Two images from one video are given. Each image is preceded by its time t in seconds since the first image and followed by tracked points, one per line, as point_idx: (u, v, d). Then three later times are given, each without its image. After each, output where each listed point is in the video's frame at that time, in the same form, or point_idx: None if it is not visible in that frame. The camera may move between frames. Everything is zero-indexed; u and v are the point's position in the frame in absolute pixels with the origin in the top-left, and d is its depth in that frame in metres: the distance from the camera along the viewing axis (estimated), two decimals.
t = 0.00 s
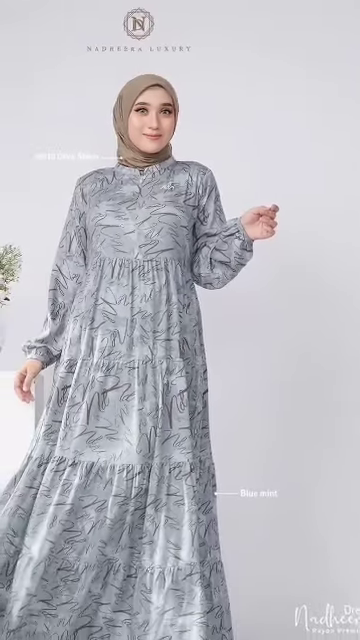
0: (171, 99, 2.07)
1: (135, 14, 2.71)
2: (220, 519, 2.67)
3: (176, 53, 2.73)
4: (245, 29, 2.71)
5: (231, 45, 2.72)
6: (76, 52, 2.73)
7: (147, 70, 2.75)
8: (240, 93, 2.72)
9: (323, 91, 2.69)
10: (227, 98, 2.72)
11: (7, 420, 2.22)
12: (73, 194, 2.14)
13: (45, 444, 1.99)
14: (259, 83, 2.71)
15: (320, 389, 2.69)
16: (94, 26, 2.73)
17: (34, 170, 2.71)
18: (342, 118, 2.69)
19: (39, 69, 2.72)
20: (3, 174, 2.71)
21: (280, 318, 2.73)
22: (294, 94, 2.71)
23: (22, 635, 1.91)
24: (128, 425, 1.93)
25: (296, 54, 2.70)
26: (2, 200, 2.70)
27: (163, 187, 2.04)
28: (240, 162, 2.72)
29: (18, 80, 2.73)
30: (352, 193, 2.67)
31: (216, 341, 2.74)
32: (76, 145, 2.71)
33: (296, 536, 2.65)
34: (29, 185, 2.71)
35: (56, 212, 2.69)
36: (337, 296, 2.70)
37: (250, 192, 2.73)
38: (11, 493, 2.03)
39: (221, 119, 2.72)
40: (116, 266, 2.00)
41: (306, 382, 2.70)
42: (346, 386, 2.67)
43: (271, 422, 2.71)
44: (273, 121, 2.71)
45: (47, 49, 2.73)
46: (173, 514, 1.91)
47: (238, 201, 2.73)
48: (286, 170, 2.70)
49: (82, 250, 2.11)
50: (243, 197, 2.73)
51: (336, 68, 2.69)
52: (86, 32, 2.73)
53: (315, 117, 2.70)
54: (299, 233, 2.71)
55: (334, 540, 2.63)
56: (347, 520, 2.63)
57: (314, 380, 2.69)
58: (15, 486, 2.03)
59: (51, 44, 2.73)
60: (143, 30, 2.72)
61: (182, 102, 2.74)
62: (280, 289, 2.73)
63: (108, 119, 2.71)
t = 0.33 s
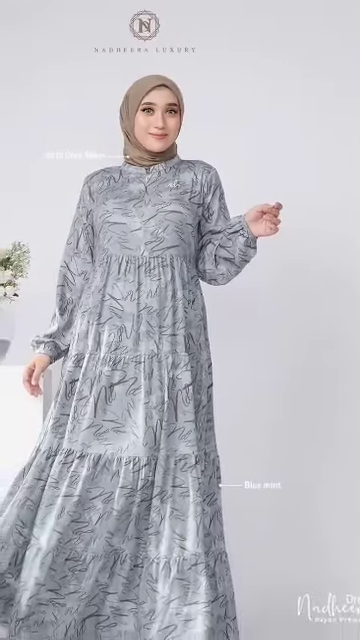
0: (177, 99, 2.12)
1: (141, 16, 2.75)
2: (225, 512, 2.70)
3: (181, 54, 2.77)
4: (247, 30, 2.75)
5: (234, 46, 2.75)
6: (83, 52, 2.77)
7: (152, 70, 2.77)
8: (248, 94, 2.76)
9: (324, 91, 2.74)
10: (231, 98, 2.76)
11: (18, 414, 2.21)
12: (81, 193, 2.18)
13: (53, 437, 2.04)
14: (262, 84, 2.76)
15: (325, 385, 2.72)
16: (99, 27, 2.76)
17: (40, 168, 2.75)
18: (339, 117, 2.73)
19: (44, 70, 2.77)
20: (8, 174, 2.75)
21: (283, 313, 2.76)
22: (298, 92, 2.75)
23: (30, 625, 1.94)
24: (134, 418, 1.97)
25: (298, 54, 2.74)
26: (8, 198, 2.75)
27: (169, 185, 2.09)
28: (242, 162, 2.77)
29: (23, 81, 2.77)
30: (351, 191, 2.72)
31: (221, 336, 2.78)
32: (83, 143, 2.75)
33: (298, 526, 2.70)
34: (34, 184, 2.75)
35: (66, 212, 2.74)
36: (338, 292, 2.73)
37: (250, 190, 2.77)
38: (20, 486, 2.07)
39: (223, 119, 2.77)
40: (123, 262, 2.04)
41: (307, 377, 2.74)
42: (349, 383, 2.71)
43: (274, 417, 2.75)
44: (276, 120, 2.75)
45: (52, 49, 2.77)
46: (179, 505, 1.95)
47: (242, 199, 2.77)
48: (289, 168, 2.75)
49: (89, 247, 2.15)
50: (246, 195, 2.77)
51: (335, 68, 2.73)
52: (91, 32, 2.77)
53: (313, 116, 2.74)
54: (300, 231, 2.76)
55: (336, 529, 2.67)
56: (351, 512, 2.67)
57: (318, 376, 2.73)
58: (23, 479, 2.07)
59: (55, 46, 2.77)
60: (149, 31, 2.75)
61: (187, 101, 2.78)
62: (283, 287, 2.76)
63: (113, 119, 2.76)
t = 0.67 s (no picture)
0: (182, 100, 2.16)
1: (147, 17, 2.80)
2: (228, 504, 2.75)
3: (187, 56, 2.81)
4: (268, 30, 2.81)
5: (236, 46, 2.81)
6: (83, 54, 2.82)
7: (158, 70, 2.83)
8: (252, 90, 2.80)
9: (330, 90, 2.79)
10: (240, 97, 2.80)
11: (28, 409, 2.24)
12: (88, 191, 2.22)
13: (61, 430, 2.08)
14: (270, 84, 2.80)
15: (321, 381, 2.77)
16: (100, 30, 2.82)
17: (51, 164, 2.79)
18: (349, 114, 2.78)
19: (42, 72, 2.82)
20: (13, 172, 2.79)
21: (285, 309, 2.80)
22: (304, 95, 2.79)
23: (38, 614, 1.98)
24: (141, 411, 2.02)
25: (297, 54, 2.80)
26: (14, 196, 2.78)
27: (174, 183, 2.13)
28: (246, 161, 2.80)
29: (22, 83, 2.83)
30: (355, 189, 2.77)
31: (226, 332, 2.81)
32: (91, 143, 2.79)
33: (300, 518, 2.75)
34: (38, 182, 2.78)
35: (73, 210, 2.77)
36: (339, 286, 2.78)
37: (256, 187, 2.79)
38: (29, 476, 2.11)
39: (226, 118, 2.80)
40: (129, 259, 2.09)
41: (309, 375, 2.78)
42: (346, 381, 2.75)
43: (278, 411, 2.79)
44: (282, 119, 2.79)
45: (53, 50, 2.82)
46: (184, 497, 1.99)
47: (247, 196, 2.79)
48: (293, 167, 2.78)
49: (96, 244, 2.19)
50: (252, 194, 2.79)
51: (338, 66, 2.79)
52: (96, 33, 2.82)
53: (318, 116, 2.79)
54: (304, 230, 2.80)
55: (339, 525, 2.72)
56: (351, 506, 2.72)
57: (316, 372, 2.78)
58: (32, 470, 2.11)
59: (54, 47, 2.83)
60: (154, 32, 2.80)
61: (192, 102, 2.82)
62: (282, 284, 2.81)
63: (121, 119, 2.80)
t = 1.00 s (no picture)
0: (187, 100, 2.21)
1: (152, 20, 2.85)
2: (232, 497, 2.78)
3: (192, 56, 2.85)
4: (276, 30, 2.86)
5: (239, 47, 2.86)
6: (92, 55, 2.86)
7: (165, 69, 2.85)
8: (258, 90, 2.85)
9: (335, 90, 2.84)
10: (247, 97, 2.84)
11: (36, 401, 2.25)
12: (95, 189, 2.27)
13: (69, 422, 2.11)
14: (277, 84, 2.85)
15: (325, 376, 2.82)
16: (102, 31, 2.86)
17: (55, 165, 2.83)
18: (352, 113, 2.84)
19: (42, 70, 2.86)
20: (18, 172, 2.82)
21: (289, 305, 2.84)
22: (309, 95, 2.84)
23: (46, 603, 2.03)
24: (147, 405, 2.07)
25: (302, 54, 2.85)
26: (15, 194, 2.82)
27: (179, 182, 2.17)
28: (252, 157, 2.83)
29: (22, 83, 2.86)
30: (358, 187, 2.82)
31: (231, 328, 2.85)
32: (97, 142, 2.84)
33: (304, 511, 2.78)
34: (45, 181, 2.82)
35: (81, 209, 2.82)
36: (343, 281, 2.82)
37: (260, 186, 2.82)
38: (37, 469, 2.14)
39: (229, 118, 2.84)
40: (135, 256, 2.13)
41: (313, 371, 2.82)
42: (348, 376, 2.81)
43: (282, 408, 2.82)
44: (287, 119, 2.83)
45: (55, 50, 2.86)
46: (189, 489, 2.04)
47: (251, 195, 2.82)
48: (297, 168, 2.82)
49: (103, 241, 2.23)
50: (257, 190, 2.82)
51: (342, 66, 2.85)
52: (101, 34, 2.86)
53: (323, 116, 2.84)
54: (306, 228, 2.84)
55: (339, 525, 2.76)
56: (354, 500, 2.77)
57: (319, 367, 2.82)
58: (40, 463, 2.14)
59: (53, 46, 2.86)
60: (160, 34, 2.85)
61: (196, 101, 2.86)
62: (286, 281, 2.84)
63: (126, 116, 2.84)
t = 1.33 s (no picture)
0: (192, 100, 2.25)
1: (158, 22, 2.89)
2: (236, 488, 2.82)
3: (198, 57, 2.89)
4: (278, 30, 2.89)
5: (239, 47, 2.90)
6: (104, 56, 2.90)
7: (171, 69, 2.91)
8: (254, 90, 2.88)
9: (326, 89, 2.88)
10: (243, 97, 2.89)
11: (43, 396, 2.26)
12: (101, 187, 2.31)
13: (76, 416, 2.15)
14: (272, 83, 2.89)
15: (328, 371, 2.86)
16: (105, 32, 2.90)
17: (65, 162, 2.87)
18: (352, 113, 2.88)
19: (41, 71, 2.90)
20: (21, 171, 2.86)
21: (293, 301, 2.88)
22: (306, 94, 2.88)
23: (54, 594, 2.07)
24: (152, 399, 2.11)
25: (296, 53, 2.89)
26: (19, 193, 2.86)
27: (184, 180, 2.21)
28: (256, 157, 2.88)
29: (22, 83, 2.90)
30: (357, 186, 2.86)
31: (235, 324, 2.89)
32: (103, 142, 2.88)
33: (307, 503, 2.83)
34: (48, 180, 2.86)
35: (87, 208, 2.86)
36: (345, 278, 2.87)
37: (263, 186, 2.87)
38: (45, 462, 2.18)
39: (234, 118, 2.88)
40: (141, 253, 2.18)
41: (317, 367, 2.87)
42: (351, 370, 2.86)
43: (286, 404, 2.86)
44: (282, 118, 2.87)
45: (59, 49, 2.90)
46: (194, 481, 2.09)
47: (253, 194, 2.88)
48: (293, 167, 2.86)
49: (110, 238, 2.27)
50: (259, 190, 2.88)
51: (340, 65, 2.89)
52: (108, 34, 2.90)
53: (324, 116, 2.88)
54: (307, 228, 2.89)
55: (342, 518, 2.81)
56: (356, 494, 2.81)
57: (322, 363, 2.87)
58: (47, 455, 2.18)
59: (53, 46, 2.90)
60: (165, 35, 2.89)
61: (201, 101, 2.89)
62: (290, 278, 2.88)
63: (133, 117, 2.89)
